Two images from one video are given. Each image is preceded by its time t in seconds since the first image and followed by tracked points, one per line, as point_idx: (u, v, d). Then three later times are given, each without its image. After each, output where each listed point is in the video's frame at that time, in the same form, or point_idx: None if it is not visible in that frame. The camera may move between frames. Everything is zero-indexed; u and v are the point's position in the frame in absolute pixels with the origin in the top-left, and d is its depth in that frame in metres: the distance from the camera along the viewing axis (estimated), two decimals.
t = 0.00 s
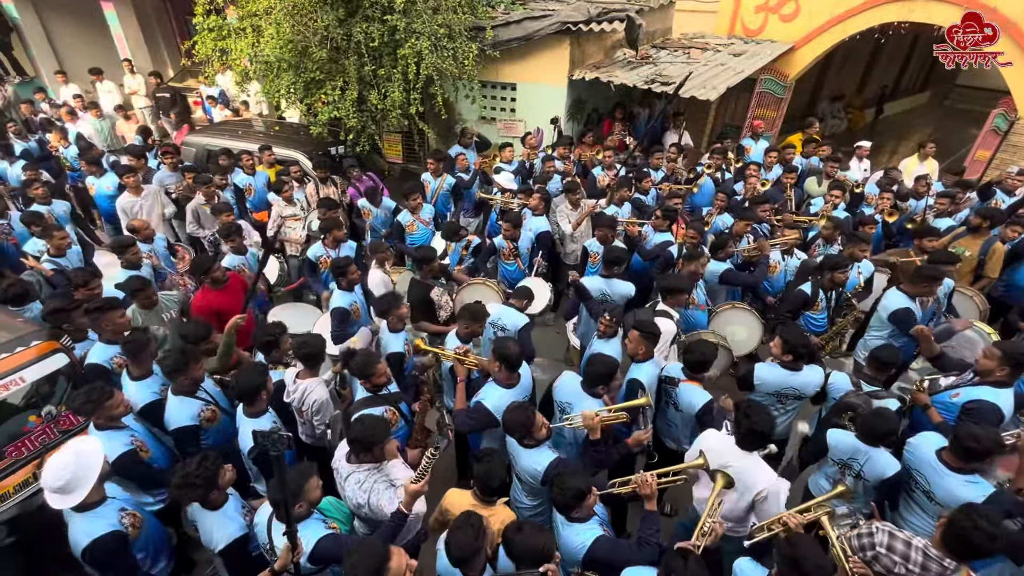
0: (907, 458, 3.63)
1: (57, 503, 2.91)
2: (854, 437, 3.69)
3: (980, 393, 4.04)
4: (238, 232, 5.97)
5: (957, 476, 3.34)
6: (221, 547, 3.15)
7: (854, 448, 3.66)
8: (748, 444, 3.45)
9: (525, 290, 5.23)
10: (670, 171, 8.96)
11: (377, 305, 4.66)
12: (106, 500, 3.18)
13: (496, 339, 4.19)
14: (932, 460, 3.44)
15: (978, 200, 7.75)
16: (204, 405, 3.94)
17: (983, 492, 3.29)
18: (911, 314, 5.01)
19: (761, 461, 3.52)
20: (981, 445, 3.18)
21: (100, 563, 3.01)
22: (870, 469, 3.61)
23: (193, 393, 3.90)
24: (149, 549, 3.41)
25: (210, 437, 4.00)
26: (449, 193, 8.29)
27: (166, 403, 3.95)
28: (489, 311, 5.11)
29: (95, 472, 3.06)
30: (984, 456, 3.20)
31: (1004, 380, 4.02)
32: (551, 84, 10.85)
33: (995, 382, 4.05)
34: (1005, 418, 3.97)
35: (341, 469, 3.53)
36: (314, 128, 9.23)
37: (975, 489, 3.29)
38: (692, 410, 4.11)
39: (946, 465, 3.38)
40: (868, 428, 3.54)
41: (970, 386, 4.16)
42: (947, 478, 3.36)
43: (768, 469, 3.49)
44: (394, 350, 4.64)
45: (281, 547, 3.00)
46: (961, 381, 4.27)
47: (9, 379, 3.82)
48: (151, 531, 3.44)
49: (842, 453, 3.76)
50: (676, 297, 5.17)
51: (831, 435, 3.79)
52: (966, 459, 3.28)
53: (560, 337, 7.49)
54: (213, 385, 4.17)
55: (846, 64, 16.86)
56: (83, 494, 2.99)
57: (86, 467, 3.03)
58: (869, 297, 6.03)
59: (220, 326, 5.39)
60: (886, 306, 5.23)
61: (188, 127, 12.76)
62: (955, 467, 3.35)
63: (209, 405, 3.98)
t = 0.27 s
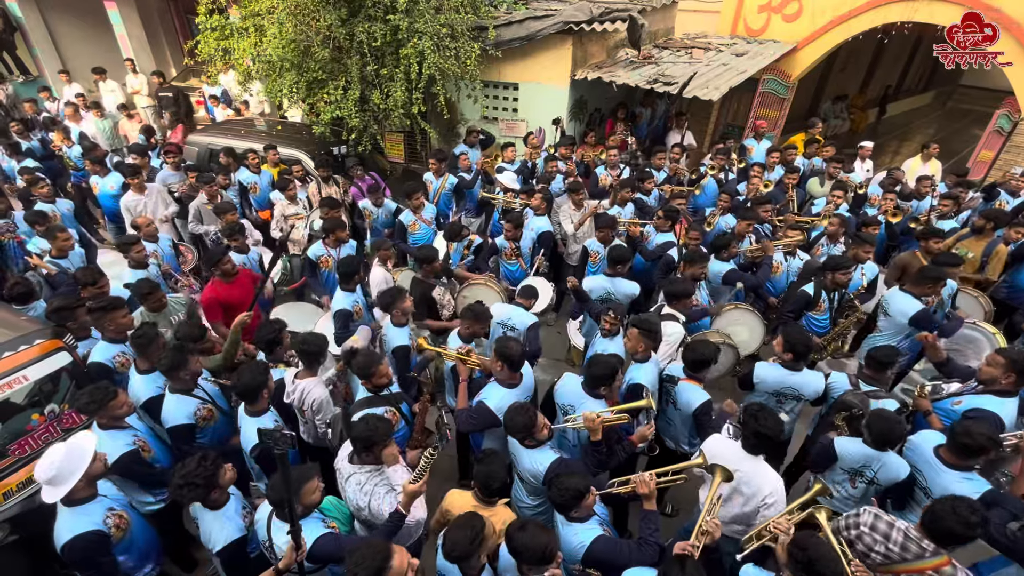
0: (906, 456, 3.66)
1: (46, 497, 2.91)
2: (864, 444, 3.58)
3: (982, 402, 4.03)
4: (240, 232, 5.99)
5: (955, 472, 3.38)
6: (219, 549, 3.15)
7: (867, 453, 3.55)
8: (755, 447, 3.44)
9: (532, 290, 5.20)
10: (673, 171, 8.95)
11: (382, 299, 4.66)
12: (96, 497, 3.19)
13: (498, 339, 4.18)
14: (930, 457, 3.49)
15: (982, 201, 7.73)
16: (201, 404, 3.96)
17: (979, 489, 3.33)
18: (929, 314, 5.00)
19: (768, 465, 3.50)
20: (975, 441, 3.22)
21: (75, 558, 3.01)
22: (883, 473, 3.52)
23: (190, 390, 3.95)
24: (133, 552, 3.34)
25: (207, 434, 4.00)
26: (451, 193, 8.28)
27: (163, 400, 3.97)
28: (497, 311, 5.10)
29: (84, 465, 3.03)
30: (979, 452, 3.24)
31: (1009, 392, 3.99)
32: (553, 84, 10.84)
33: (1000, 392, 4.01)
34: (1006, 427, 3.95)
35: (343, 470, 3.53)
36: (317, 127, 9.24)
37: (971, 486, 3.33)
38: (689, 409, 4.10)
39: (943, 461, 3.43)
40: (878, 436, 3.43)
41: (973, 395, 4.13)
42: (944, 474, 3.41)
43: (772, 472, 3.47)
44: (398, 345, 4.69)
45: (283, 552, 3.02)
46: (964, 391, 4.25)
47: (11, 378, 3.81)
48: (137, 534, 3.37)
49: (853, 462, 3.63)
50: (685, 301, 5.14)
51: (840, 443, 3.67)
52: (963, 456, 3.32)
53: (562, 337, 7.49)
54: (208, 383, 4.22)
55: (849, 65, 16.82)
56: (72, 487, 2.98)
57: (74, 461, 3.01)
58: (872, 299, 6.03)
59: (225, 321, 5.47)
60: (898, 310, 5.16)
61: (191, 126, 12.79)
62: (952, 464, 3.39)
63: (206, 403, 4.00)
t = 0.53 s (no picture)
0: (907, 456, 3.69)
1: (36, 496, 2.91)
2: (871, 448, 3.54)
3: (983, 406, 4.02)
4: (241, 231, 6.00)
5: (954, 473, 3.43)
6: (220, 548, 3.15)
7: (876, 456, 3.52)
8: (761, 451, 3.44)
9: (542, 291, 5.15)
10: (673, 171, 8.94)
11: (384, 294, 4.67)
12: (90, 495, 3.20)
13: (498, 339, 4.17)
14: (929, 458, 3.54)
15: (984, 201, 7.71)
16: (195, 403, 3.95)
17: (978, 490, 3.37)
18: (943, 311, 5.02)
19: (773, 471, 3.50)
20: (975, 443, 3.24)
21: (68, 555, 3.00)
22: (892, 474, 3.54)
23: (184, 390, 3.93)
24: (129, 550, 3.33)
25: (201, 433, 3.99)
26: (451, 192, 8.28)
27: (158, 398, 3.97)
28: (513, 318, 5.07)
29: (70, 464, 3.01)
30: (979, 453, 3.25)
31: (1012, 395, 3.96)
32: (554, 84, 10.83)
33: (1001, 397, 3.99)
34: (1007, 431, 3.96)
35: (344, 471, 3.53)
36: (317, 127, 9.23)
37: (970, 486, 3.38)
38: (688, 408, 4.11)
39: (942, 462, 3.47)
40: (887, 439, 3.41)
41: (973, 399, 4.12)
42: (942, 473, 3.46)
43: (771, 474, 3.47)
44: (401, 338, 4.67)
45: (284, 552, 3.01)
46: (965, 395, 4.24)
47: (12, 377, 3.81)
48: (135, 532, 3.36)
49: (861, 468, 3.58)
50: (686, 303, 5.13)
51: (845, 449, 3.58)
52: (962, 457, 3.35)
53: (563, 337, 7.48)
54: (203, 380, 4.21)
55: (850, 65, 16.79)
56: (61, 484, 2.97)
57: (59, 461, 2.98)
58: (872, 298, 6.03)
59: (230, 315, 5.51)
60: (908, 312, 5.10)
61: (192, 126, 12.79)
62: (951, 464, 3.44)
63: (200, 402, 4.00)
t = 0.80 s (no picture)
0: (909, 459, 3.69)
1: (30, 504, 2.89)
2: (874, 451, 3.54)
3: (983, 405, 4.02)
4: (240, 231, 6.00)
5: (954, 475, 3.41)
6: (220, 548, 3.15)
7: (878, 457, 3.52)
8: (757, 449, 3.44)
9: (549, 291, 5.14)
10: (673, 171, 8.94)
11: (384, 293, 4.67)
12: (85, 500, 3.16)
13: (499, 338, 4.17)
14: (929, 461, 3.52)
15: (983, 201, 7.72)
16: (192, 403, 3.95)
17: (980, 492, 3.34)
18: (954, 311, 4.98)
19: (769, 469, 3.50)
20: (975, 444, 3.24)
21: (68, 560, 3.00)
22: (892, 477, 3.53)
23: (179, 391, 3.91)
24: (128, 554, 3.33)
25: (198, 435, 3.98)
26: (451, 192, 8.26)
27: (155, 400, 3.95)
28: (524, 321, 5.04)
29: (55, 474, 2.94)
30: (979, 456, 3.25)
31: (1012, 392, 3.97)
32: (554, 83, 10.83)
33: (1003, 394, 3.99)
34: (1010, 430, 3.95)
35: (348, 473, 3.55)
36: (317, 126, 9.23)
37: (971, 488, 3.35)
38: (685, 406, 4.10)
39: (942, 464, 3.46)
40: (892, 442, 3.40)
41: (975, 397, 4.12)
42: (943, 475, 3.44)
43: (765, 471, 3.47)
44: (400, 337, 4.67)
45: (280, 551, 3.00)
46: (965, 393, 4.24)
47: (10, 377, 3.82)
48: (132, 535, 3.36)
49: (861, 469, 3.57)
50: (686, 303, 5.13)
51: (847, 450, 3.58)
52: (962, 459, 3.34)
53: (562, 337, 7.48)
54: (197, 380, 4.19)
55: (849, 65, 16.80)
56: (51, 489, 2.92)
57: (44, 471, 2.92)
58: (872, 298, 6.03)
59: (230, 317, 5.52)
60: (919, 315, 4.98)
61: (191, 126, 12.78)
62: (952, 466, 3.42)
63: (198, 403, 4.00)
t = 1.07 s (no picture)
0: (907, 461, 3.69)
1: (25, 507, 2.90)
2: (873, 449, 3.55)
3: (983, 399, 4.03)
4: (239, 231, 6.00)
5: (955, 477, 3.41)
6: (219, 549, 3.14)
7: (877, 457, 3.52)
8: (751, 445, 3.45)
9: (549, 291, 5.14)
10: (671, 170, 8.94)
11: (382, 293, 4.67)
12: (83, 505, 3.17)
13: (499, 337, 4.17)
14: (928, 463, 3.52)
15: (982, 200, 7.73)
16: (197, 407, 3.95)
17: (979, 495, 3.34)
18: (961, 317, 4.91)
19: (766, 465, 3.49)
20: (975, 447, 3.24)
21: (57, 568, 2.98)
22: (888, 478, 3.53)
23: (184, 395, 3.92)
24: (121, 561, 3.30)
25: (206, 437, 4.03)
26: (450, 192, 8.25)
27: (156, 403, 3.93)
28: (526, 321, 5.03)
29: (50, 482, 2.95)
30: (979, 457, 3.26)
31: (1011, 386, 3.97)
32: (552, 83, 10.82)
33: (1000, 387, 4.00)
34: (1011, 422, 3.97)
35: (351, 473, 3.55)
36: (315, 126, 9.21)
37: (971, 491, 3.36)
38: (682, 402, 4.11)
39: (942, 466, 3.46)
40: (893, 441, 3.41)
41: (974, 391, 4.13)
42: (943, 477, 3.44)
43: (762, 469, 3.46)
44: (397, 336, 4.67)
45: (276, 550, 2.98)
46: (963, 386, 4.25)
47: (7, 378, 3.85)
48: (126, 541, 3.33)
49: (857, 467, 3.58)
50: (684, 304, 5.13)
51: (846, 447, 3.59)
52: (962, 461, 3.34)
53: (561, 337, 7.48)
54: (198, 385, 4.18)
55: (847, 64, 16.81)
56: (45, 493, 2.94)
57: (37, 479, 2.93)
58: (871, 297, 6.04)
59: (225, 326, 5.52)
60: (935, 323, 4.85)
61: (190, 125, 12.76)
62: (951, 468, 3.42)
63: (202, 406, 4.00)
